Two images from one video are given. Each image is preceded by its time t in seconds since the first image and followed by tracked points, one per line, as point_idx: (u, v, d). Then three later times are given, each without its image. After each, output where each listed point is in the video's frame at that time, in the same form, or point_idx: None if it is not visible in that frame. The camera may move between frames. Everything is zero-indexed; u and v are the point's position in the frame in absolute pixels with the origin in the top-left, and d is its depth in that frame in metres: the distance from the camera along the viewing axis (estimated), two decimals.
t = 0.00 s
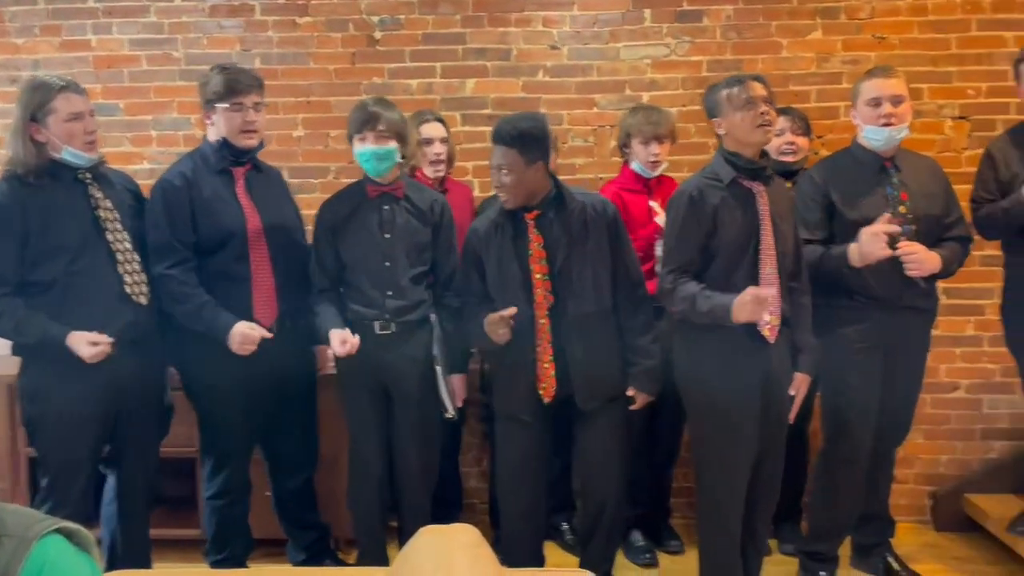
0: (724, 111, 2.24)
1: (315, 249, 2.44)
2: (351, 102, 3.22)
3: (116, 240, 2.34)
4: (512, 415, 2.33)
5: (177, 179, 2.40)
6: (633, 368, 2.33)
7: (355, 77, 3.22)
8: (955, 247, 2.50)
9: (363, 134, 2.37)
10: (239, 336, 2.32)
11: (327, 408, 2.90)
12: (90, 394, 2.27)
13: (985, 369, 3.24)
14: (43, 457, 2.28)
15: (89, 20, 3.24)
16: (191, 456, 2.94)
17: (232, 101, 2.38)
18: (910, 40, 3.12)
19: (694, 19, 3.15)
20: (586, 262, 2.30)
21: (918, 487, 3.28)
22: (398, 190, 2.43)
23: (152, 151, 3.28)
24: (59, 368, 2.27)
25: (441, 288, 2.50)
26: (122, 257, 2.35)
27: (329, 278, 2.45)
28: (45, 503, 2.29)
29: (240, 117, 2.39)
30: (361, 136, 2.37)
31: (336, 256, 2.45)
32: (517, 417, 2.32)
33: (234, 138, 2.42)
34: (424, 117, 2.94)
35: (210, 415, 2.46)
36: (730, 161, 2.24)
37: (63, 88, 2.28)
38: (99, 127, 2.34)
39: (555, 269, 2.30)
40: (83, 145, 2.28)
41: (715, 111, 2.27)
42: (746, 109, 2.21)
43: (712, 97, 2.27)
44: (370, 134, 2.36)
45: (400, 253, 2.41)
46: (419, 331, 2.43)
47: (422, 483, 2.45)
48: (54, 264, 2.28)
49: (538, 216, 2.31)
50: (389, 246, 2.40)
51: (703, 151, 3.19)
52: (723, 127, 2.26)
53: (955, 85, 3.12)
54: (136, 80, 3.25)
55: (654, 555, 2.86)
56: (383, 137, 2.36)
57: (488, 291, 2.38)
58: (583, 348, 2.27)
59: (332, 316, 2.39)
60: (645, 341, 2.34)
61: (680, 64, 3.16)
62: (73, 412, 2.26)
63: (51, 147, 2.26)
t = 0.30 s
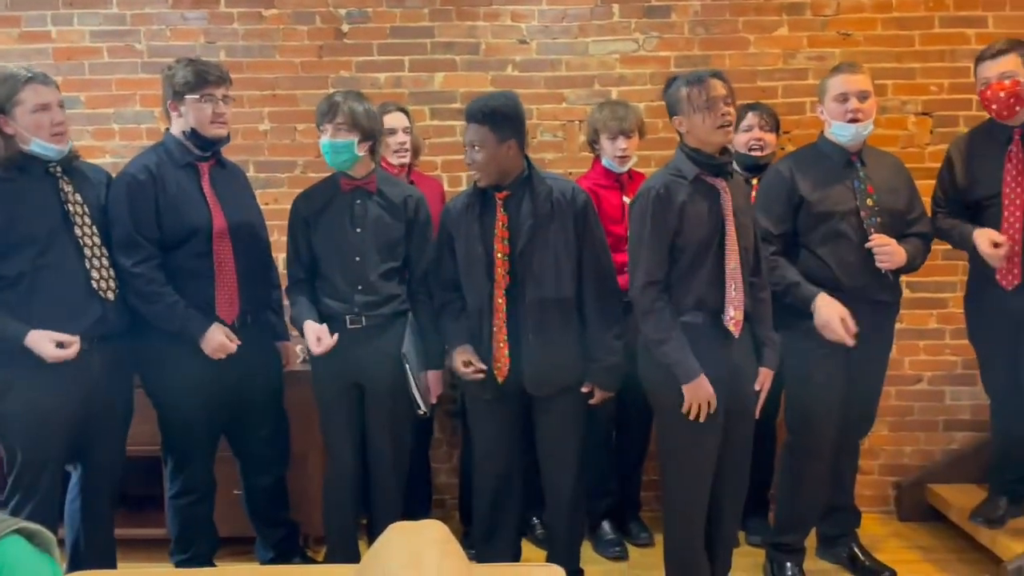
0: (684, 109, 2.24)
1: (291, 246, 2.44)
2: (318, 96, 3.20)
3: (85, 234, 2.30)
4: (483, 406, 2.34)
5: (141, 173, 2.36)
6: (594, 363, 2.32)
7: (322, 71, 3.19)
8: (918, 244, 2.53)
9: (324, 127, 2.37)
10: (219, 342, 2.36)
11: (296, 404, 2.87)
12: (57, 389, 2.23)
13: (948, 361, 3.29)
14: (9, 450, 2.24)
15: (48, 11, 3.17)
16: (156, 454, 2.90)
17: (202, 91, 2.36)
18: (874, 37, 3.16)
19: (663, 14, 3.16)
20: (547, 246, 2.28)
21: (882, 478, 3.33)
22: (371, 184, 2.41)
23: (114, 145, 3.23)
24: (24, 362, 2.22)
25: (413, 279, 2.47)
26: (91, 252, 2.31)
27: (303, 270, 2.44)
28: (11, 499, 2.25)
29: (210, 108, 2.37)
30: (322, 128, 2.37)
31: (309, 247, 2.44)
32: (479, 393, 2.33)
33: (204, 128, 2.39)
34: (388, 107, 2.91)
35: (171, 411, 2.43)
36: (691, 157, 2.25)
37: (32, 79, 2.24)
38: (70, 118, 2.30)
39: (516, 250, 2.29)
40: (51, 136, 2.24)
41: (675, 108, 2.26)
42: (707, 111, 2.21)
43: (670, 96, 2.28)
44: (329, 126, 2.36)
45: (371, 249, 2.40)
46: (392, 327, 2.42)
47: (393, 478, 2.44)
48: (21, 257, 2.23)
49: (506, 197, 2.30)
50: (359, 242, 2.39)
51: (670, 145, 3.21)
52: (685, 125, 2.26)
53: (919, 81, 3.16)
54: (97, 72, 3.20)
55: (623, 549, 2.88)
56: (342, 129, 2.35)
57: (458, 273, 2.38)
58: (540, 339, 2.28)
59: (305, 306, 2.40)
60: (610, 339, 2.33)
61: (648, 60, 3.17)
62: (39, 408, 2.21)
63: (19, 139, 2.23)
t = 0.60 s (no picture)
0: (660, 106, 2.24)
1: (276, 246, 2.43)
2: (301, 91, 3.18)
3: (67, 229, 2.28)
4: (469, 401, 2.34)
5: (132, 168, 2.34)
6: (567, 347, 2.31)
7: (304, 65, 3.17)
8: (897, 236, 2.55)
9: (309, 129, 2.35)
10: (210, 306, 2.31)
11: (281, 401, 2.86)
12: (36, 386, 2.22)
13: (928, 355, 3.32)
14: None
15: (26, 4, 3.14)
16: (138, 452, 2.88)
17: (187, 88, 2.35)
18: (855, 32, 3.17)
19: (645, 9, 3.16)
20: (534, 238, 2.28)
21: (864, 470, 3.36)
22: (357, 187, 2.40)
23: (93, 140, 3.19)
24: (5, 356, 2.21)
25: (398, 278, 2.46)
26: (73, 247, 2.29)
27: (290, 270, 2.44)
28: None
29: (197, 104, 2.36)
30: (307, 131, 2.36)
31: (295, 248, 2.43)
32: (467, 386, 2.32)
33: (191, 125, 2.38)
34: (375, 105, 2.90)
35: (155, 407, 2.41)
36: (668, 153, 2.25)
37: (13, 74, 2.22)
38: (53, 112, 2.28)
39: (503, 242, 2.28)
40: (32, 131, 2.22)
41: (651, 104, 2.27)
42: (681, 108, 2.22)
43: (646, 93, 2.28)
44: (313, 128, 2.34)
45: (356, 251, 2.38)
46: (378, 326, 2.40)
47: (380, 475, 2.43)
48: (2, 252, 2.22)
49: (494, 188, 2.30)
50: (344, 244, 2.38)
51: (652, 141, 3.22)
52: (660, 122, 2.26)
53: (899, 75, 3.18)
54: (76, 66, 3.16)
55: (608, 543, 2.88)
56: (324, 132, 2.33)
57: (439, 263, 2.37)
58: (523, 331, 2.28)
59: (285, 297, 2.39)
60: (586, 326, 2.33)
61: (631, 55, 3.17)
62: (19, 404, 2.20)
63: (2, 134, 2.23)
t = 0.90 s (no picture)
0: (653, 102, 2.24)
1: (271, 246, 2.43)
2: (293, 86, 3.17)
3: (61, 227, 2.28)
4: (463, 399, 2.34)
5: (132, 164, 2.35)
6: (576, 347, 2.36)
7: (296, 61, 3.16)
8: (888, 230, 2.55)
9: (304, 129, 2.35)
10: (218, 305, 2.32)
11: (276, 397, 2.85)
12: (26, 383, 2.21)
13: (920, 349, 3.33)
14: None
15: None
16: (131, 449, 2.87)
17: (182, 83, 2.34)
18: (847, 28, 3.18)
19: (637, 4, 3.16)
20: (540, 235, 2.29)
21: (856, 465, 3.37)
22: (351, 185, 2.38)
23: (84, 136, 3.18)
24: None
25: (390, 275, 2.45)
26: (66, 245, 2.28)
27: (282, 271, 2.43)
28: None
29: (193, 98, 2.35)
30: (303, 130, 2.35)
31: (290, 248, 2.42)
32: (472, 385, 2.31)
33: (190, 119, 2.38)
34: (370, 102, 2.89)
35: (156, 404, 2.42)
36: (660, 148, 2.27)
37: (9, 71, 2.22)
38: (49, 109, 2.28)
39: (507, 238, 2.30)
40: (28, 129, 2.22)
41: (645, 100, 2.27)
42: (674, 104, 2.22)
43: (638, 90, 2.28)
44: (309, 128, 2.34)
45: (351, 250, 2.37)
46: (374, 324, 2.40)
47: (376, 471, 2.42)
48: None
49: (494, 185, 2.32)
50: (339, 243, 2.37)
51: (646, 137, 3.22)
52: (654, 118, 2.26)
53: (891, 71, 3.19)
54: (66, 62, 3.15)
55: (601, 538, 2.89)
56: (322, 131, 2.33)
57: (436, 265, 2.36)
58: (530, 326, 2.30)
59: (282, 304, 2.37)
60: (589, 322, 2.36)
61: (623, 50, 3.17)
62: (11, 401, 2.20)
63: None
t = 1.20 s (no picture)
0: (649, 99, 2.25)
1: (259, 247, 2.42)
2: (283, 85, 3.16)
3: (57, 230, 2.27)
4: (460, 399, 2.33)
5: (126, 166, 2.36)
6: (574, 350, 2.37)
7: (286, 60, 3.15)
8: (879, 229, 2.56)
9: (295, 130, 2.34)
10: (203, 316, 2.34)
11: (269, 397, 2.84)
12: (18, 383, 2.20)
13: (911, 346, 3.35)
14: None
15: None
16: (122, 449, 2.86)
17: (171, 82, 2.34)
18: (837, 27, 3.19)
19: (628, 3, 3.16)
20: (537, 235, 2.29)
21: (848, 462, 3.38)
22: (338, 187, 2.38)
23: (74, 136, 3.17)
24: None
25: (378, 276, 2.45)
26: (61, 247, 2.27)
27: (271, 271, 2.42)
28: None
29: (183, 96, 2.34)
30: (293, 131, 2.34)
31: (277, 249, 2.42)
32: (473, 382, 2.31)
33: (183, 118, 2.37)
34: (352, 97, 2.89)
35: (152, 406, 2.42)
36: (657, 146, 2.27)
37: (10, 70, 2.21)
38: (49, 108, 2.28)
39: (507, 239, 2.30)
40: (27, 127, 2.22)
41: (640, 98, 2.28)
42: (670, 100, 2.22)
43: (635, 87, 2.28)
44: (301, 129, 2.33)
45: (339, 251, 2.37)
46: (362, 324, 2.39)
47: (369, 469, 2.42)
48: None
49: (495, 184, 2.31)
50: (327, 245, 2.36)
51: (638, 136, 3.22)
52: (649, 115, 2.27)
53: (880, 69, 3.20)
54: (56, 61, 3.13)
55: (595, 536, 2.89)
56: (314, 133, 2.33)
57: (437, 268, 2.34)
58: (529, 326, 2.31)
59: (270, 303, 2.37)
60: (584, 322, 2.38)
61: (614, 49, 3.18)
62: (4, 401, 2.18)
63: None
